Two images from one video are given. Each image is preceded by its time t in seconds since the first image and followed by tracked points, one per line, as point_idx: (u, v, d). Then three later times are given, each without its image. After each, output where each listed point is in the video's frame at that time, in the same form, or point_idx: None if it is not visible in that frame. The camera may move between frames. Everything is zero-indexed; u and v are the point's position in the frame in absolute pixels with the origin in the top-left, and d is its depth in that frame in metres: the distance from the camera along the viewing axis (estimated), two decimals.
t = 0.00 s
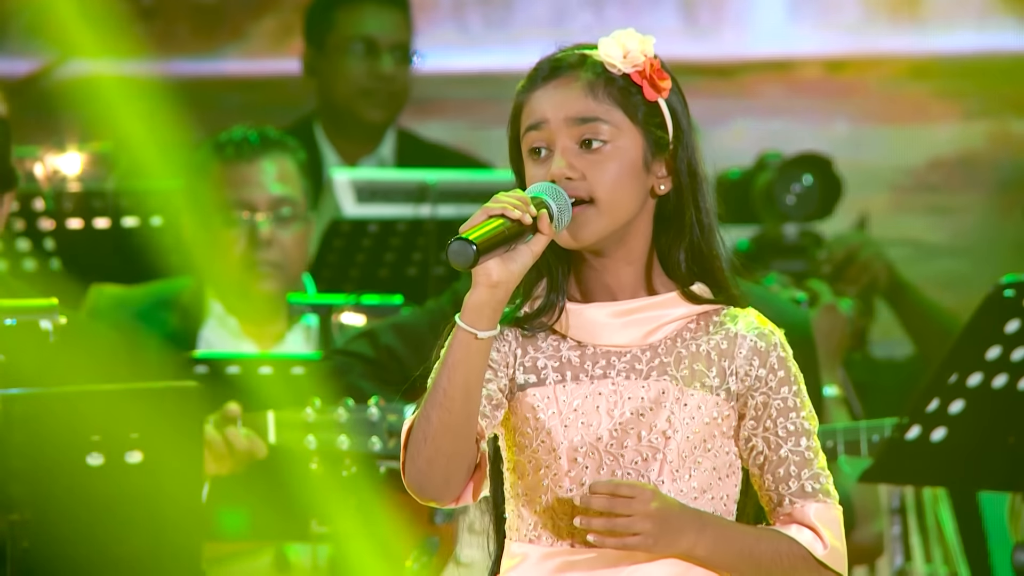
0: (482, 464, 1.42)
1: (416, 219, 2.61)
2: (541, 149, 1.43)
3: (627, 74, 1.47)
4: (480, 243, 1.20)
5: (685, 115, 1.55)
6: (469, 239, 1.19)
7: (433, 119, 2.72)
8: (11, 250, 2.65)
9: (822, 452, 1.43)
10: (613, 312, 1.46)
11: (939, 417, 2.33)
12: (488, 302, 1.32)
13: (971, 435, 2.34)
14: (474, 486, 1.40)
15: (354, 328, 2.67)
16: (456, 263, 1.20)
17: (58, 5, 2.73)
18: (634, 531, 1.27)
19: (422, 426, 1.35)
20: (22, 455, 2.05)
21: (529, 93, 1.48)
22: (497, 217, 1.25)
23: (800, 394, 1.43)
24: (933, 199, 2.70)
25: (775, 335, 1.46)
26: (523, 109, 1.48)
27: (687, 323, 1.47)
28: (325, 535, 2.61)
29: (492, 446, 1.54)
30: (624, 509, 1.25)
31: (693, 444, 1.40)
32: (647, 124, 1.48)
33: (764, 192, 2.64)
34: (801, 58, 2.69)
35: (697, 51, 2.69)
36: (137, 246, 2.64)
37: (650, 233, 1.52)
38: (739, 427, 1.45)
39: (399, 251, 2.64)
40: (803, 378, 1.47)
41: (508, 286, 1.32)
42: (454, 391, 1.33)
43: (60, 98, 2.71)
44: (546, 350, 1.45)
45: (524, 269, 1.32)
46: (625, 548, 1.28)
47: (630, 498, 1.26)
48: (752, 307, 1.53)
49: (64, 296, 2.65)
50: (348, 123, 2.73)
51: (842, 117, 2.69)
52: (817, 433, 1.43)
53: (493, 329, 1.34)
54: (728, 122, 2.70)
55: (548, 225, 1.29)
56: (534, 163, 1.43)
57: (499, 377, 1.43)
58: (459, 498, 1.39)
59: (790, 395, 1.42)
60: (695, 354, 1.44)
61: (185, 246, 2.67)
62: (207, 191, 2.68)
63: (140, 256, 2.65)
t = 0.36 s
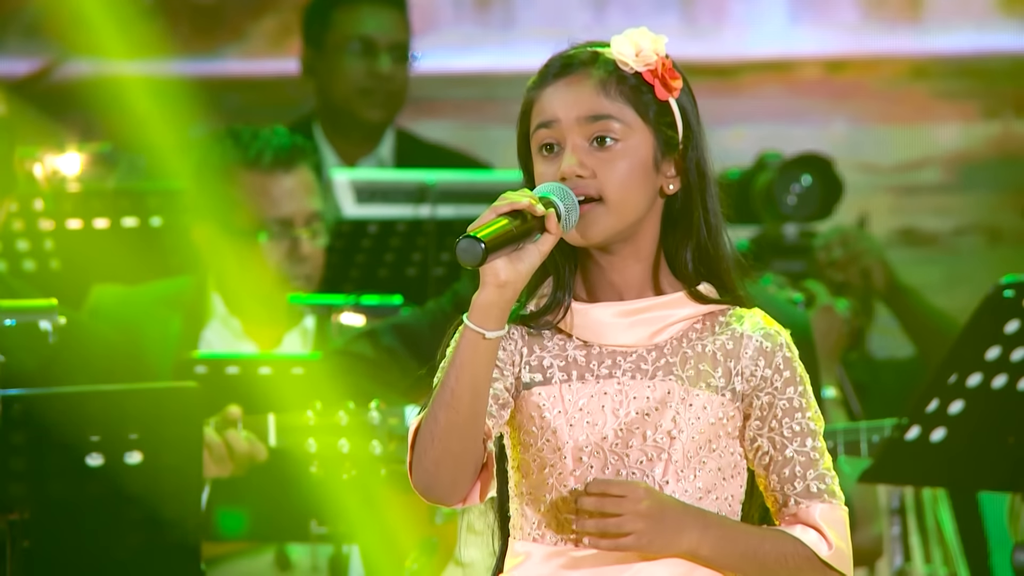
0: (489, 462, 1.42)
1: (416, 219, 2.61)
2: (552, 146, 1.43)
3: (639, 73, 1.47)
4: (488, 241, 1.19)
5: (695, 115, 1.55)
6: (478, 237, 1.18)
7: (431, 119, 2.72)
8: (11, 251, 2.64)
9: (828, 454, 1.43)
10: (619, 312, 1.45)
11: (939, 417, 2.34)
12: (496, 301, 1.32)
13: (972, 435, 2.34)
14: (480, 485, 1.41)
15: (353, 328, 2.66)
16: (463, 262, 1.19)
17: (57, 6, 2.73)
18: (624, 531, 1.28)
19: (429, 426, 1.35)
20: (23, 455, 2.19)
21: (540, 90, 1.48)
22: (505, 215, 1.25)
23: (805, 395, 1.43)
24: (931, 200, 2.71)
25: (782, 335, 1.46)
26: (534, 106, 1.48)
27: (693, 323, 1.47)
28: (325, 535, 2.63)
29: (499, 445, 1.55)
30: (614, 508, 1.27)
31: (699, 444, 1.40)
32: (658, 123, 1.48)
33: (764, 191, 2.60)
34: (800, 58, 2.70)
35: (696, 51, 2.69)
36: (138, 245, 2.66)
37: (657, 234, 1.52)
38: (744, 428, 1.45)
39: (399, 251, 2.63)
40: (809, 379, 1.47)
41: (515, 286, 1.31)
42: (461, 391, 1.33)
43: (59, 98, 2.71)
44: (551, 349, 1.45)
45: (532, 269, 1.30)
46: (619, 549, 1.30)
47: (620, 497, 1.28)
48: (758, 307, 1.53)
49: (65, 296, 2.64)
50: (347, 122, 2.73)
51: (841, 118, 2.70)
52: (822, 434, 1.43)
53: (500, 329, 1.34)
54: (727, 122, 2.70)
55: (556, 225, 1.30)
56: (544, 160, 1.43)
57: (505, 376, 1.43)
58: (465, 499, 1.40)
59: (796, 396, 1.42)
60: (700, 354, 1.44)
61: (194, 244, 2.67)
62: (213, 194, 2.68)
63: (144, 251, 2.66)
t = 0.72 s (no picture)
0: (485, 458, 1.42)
1: (415, 220, 2.63)
2: (558, 140, 1.43)
3: (646, 69, 1.49)
4: (484, 246, 1.20)
5: (701, 115, 1.57)
6: (474, 242, 1.19)
7: (430, 120, 2.72)
8: (11, 252, 2.64)
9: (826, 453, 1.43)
10: (619, 308, 1.46)
11: (938, 417, 2.34)
12: (495, 299, 1.32)
13: (973, 433, 2.34)
14: (477, 480, 1.41)
15: (353, 329, 2.66)
16: (462, 266, 1.20)
17: (56, 6, 2.73)
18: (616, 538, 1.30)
19: (426, 421, 1.36)
20: (22, 456, 2.19)
21: (545, 86, 1.49)
22: (503, 215, 1.25)
23: (805, 393, 1.43)
24: (931, 200, 2.71)
25: (781, 334, 1.47)
26: (540, 102, 1.49)
27: (693, 320, 1.47)
28: (325, 536, 2.63)
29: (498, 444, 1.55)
30: (604, 515, 1.29)
31: (699, 443, 1.40)
32: (666, 120, 1.50)
33: (764, 191, 2.60)
34: (800, 59, 2.70)
35: (697, 51, 2.69)
36: (138, 247, 2.64)
37: (660, 234, 1.53)
38: (744, 426, 1.45)
39: (398, 252, 2.65)
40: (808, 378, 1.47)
41: (514, 284, 1.31)
42: (458, 388, 1.33)
43: (59, 100, 2.70)
44: (551, 347, 1.45)
45: (530, 267, 1.31)
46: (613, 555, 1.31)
47: (611, 503, 1.29)
48: (757, 304, 1.53)
49: (64, 296, 2.63)
50: (347, 122, 2.73)
51: (841, 119, 2.70)
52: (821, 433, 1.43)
53: (498, 328, 1.34)
54: (727, 123, 2.70)
55: (554, 221, 1.30)
56: (549, 154, 1.43)
57: (504, 373, 1.43)
58: (462, 493, 1.40)
59: (796, 395, 1.42)
60: (700, 351, 1.44)
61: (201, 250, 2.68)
62: (213, 194, 2.66)
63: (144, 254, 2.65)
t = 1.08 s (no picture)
0: (490, 463, 1.46)
1: (416, 220, 2.60)
2: (553, 144, 1.45)
3: (641, 72, 1.49)
4: (497, 240, 1.19)
5: (695, 117, 1.57)
6: (486, 236, 1.19)
7: (430, 121, 2.72)
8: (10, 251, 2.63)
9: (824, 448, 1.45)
10: (615, 307, 1.47)
11: (938, 417, 2.35)
12: (504, 300, 1.33)
13: (974, 432, 2.34)
14: (484, 484, 1.45)
15: (353, 329, 2.67)
16: (472, 260, 1.19)
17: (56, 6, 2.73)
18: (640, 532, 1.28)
19: (436, 425, 1.38)
20: (22, 456, 2.19)
21: (541, 88, 1.50)
22: (512, 215, 1.26)
23: (801, 390, 1.45)
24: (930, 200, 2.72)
25: (777, 331, 1.49)
26: (535, 105, 1.50)
27: (689, 319, 1.49)
28: (324, 536, 2.65)
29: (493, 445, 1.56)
30: (629, 511, 1.27)
31: (697, 440, 1.42)
32: (660, 125, 1.50)
33: (764, 193, 2.59)
34: (800, 59, 2.70)
35: (697, 52, 2.69)
36: (140, 248, 2.64)
37: (654, 237, 1.54)
38: (742, 424, 1.47)
39: (399, 251, 2.63)
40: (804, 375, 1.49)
41: (523, 284, 1.32)
42: (468, 392, 1.35)
43: (59, 100, 2.71)
44: (547, 347, 1.46)
45: (539, 268, 1.32)
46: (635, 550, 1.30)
47: (634, 499, 1.28)
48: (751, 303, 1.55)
49: (65, 296, 2.64)
50: (347, 123, 2.72)
51: (841, 119, 2.70)
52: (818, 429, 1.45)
53: (507, 329, 1.35)
54: (726, 124, 2.69)
55: (561, 223, 1.30)
56: (544, 158, 1.45)
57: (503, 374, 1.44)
58: (470, 498, 1.42)
59: (793, 391, 1.44)
60: (697, 350, 1.46)
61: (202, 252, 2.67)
62: (211, 201, 2.66)
63: (145, 254, 2.65)
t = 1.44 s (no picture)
0: (483, 459, 1.44)
1: (416, 220, 2.64)
2: (548, 144, 1.45)
3: (639, 75, 1.50)
4: (486, 238, 1.20)
5: (690, 122, 1.58)
6: (475, 234, 1.20)
7: (428, 120, 2.72)
8: (11, 250, 2.65)
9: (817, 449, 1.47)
10: (609, 309, 1.47)
11: (938, 417, 2.38)
12: (495, 297, 1.33)
13: (972, 432, 2.39)
14: (476, 481, 1.43)
15: (353, 328, 2.66)
16: (462, 258, 1.21)
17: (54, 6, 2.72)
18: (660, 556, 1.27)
19: (428, 422, 1.37)
20: (22, 455, 2.17)
21: (536, 89, 1.50)
22: (503, 214, 1.26)
23: (795, 391, 1.46)
24: (930, 199, 2.71)
25: (770, 332, 1.49)
26: (530, 106, 1.50)
27: (682, 320, 1.49)
28: (324, 535, 2.65)
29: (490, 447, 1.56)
30: (651, 538, 1.26)
31: (692, 440, 1.42)
32: (655, 125, 1.51)
33: (764, 191, 2.61)
34: (799, 58, 2.69)
35: (697, 51, 2.69)
36: (139, 248, 2.65)
37: (647, 242, 1.54)
38: (736, 424, 1.47)
39: (398, 251, 2.66)
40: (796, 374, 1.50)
41: (514, 282, 1.33)
42: (459, 388, 1.35)
43: (57, 99, 2.69)
44: (542, 350, 1.46)
45: (530, 265, 1.32)
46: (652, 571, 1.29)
47: (655, 526, 1.26)
48: (745, 304, 1.55)
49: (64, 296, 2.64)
50: (346, 123, 2.72)
51: (841, 118, 2.69)
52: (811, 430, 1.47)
53: (498, 326, 1.36)
54: (724, 124, 2.69)
55: (552, 221, 1.31)
56: (538, 158, 1.45)
57: (497, 377, 1.44)
58: (462, 494, 1.41)
59: (786, 393, 1.45)
60: (691, 351, 1.46)
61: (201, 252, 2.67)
62: (212, 200, 2.66)
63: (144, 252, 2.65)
